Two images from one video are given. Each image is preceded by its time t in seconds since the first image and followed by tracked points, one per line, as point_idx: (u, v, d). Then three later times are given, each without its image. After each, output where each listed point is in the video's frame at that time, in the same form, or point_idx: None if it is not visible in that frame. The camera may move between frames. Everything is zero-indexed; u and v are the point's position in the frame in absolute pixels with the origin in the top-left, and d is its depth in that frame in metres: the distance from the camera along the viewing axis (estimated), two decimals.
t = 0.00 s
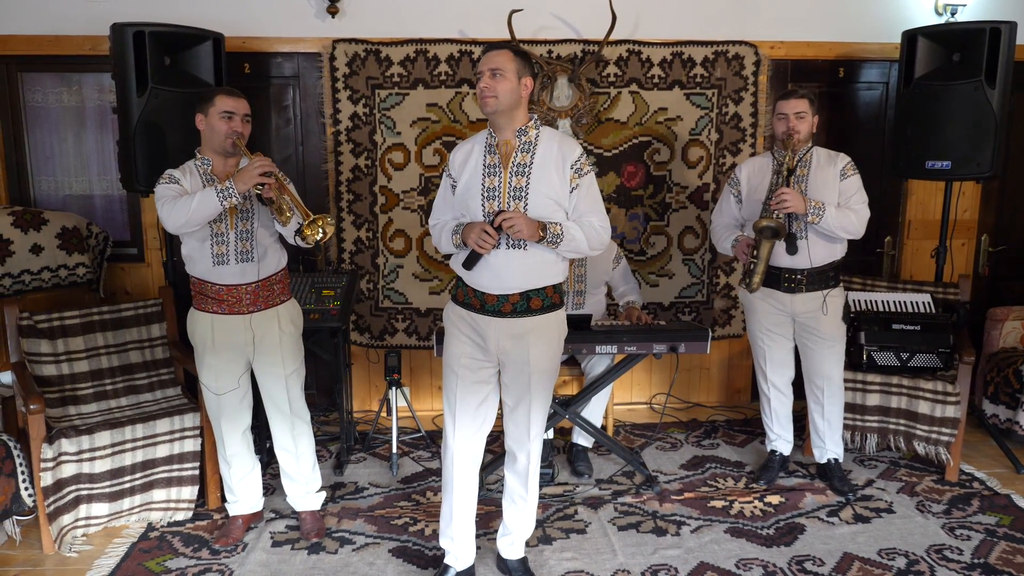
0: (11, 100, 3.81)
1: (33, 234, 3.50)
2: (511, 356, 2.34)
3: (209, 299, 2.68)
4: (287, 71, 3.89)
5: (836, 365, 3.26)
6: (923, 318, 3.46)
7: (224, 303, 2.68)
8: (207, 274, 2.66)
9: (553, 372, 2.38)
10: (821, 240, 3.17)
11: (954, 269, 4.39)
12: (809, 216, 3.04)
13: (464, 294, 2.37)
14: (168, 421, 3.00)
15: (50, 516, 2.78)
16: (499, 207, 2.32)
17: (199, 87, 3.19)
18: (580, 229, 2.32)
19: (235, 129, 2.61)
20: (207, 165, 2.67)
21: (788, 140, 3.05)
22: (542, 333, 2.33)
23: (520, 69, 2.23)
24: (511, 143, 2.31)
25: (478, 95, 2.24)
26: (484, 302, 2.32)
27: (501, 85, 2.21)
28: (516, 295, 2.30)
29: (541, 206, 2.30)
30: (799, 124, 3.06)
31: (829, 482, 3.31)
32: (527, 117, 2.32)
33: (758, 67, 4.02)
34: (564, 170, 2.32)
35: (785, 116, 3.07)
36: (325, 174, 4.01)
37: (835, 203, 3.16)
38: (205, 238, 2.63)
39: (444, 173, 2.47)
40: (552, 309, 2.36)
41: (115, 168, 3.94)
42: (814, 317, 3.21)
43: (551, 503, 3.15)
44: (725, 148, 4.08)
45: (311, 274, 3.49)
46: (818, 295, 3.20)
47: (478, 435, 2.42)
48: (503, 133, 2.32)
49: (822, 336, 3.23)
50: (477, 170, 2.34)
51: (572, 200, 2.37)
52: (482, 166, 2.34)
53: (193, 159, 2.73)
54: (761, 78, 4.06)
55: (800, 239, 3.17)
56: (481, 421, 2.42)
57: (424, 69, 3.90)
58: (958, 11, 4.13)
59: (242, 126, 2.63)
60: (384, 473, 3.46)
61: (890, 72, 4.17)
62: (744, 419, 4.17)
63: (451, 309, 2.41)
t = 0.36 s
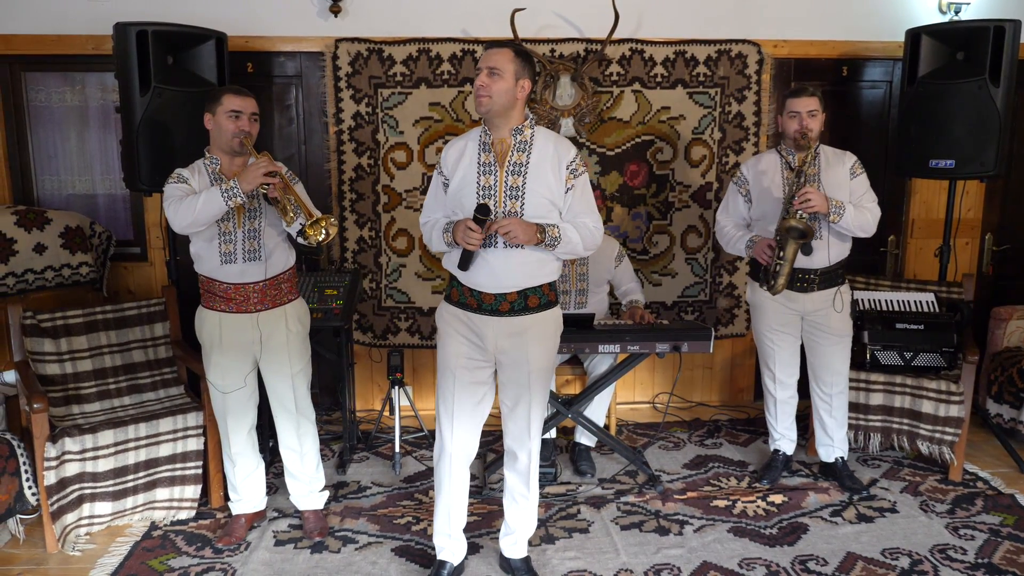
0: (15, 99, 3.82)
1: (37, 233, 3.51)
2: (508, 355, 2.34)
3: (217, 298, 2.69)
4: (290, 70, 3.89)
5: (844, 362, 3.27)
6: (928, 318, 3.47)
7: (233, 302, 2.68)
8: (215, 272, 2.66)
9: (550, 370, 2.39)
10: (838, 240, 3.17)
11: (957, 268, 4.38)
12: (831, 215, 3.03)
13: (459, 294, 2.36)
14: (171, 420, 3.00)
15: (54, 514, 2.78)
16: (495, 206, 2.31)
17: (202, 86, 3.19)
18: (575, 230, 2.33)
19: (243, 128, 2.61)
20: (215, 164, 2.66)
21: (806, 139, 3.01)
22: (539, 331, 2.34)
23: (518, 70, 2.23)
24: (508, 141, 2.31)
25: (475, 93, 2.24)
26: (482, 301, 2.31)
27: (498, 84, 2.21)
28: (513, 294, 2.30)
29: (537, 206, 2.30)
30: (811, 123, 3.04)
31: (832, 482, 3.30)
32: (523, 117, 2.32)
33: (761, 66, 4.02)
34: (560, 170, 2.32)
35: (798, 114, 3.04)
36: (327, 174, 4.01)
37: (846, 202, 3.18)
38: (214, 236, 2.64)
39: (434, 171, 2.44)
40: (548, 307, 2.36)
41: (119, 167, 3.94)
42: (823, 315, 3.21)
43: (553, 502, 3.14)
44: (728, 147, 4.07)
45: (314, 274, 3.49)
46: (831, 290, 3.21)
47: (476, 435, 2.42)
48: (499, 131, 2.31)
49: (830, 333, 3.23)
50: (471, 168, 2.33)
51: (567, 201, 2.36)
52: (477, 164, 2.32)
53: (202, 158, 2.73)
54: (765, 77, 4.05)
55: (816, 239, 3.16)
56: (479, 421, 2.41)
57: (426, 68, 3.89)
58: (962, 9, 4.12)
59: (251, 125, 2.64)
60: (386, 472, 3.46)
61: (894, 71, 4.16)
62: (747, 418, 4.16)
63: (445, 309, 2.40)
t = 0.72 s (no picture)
0: (19, 100, 3.83)
1: (40, 233, 3.52)
2: (496, 355, 2.35)
3: (225, 297, 2.71)
4: (293, 70, 3.89)
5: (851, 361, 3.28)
6: (931, 319, 3.46)
7: (240, 301, 2.70)
8: (223, 271, 2.68)
9: (538, 368, 2.40)
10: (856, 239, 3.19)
11: (960, 269, 4.38)
12: (855, 215, 3.03)
13: (443, 295, 2.34)
14: (174, 420, 3.00)
15: (57, 514, 2.79)
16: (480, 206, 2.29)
17: (205, 86, 3.19)
18: (557, 229, 2.35)
19: (251, 127, 2.62)
20: (225, 164, 2.62)
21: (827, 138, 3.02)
22: (524, 329, 2.35)
23: (507, 71, 2.25)
24: (490, 140, 2.31)
25: (465, 92, 2.23)
26: (468, 301, 2.30)
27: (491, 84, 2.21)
28: (500, 293, 2.31)
29: (521, 205, 2.31)
30: (830, 122, 3.05)
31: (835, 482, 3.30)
32: (503, 117, 2.33)
33: (764, 66, 4.02)
34: (541, 170, 2.35)
35: (817, 113, 3.05)
36: (330, 174, 4.01)
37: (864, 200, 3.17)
38: (223, 236, 2.66)
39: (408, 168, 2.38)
40: (532, 304, 2.39)
41: (122, 168, 3.95)
42: (836, 315, 3.21)
43: (555, 503, 3.14)
44: (730, 148, 4.07)
45: (316, 274, 3.49)
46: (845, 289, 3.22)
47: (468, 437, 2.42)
48: (480, 130, 2.30)
49: (840, 333, 3.23)
50: (453, 166, 2.29)
51: (546, 200, 2.38)
52: (458, 162, 2.29)
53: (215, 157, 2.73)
54: (767, 77, 4.05)
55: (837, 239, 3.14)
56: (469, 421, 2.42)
57: (429, 69, 3.90)
58: (966, 9, 4.11)
59: (259, 125, 2.65)
60: (389, 472, 3.46)
61: (897, 71, 4.15)
62: (750, 418, 4.16)
63: (427, 312, 2.37)
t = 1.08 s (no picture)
0: (22, 100, 3.84)
1: (43, 233, 3.52)
2: (488, 354, 2.36)
3: (233, 296, 2.73)
4: (295, 70, 3.89)
5: (862, 361, 3.27)
6: (933, 319, 3.43)
7: (248, 300, 2.71)
8: (231, 270, 2.70)
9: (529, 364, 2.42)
10: (875, 237, 3.17)
11: (964, 269, 4.37)
12: (877, 214, 3.06)
13: (431, 300, 2.32)
14: (177, 419, 3.01)
15: (60, 513, 2.79)
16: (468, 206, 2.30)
17: (207, 86, 3.20)
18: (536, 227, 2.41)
19: (259, 127, 2.63)
20: (237, 164, 2.67)
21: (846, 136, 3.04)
22: (513, 325, 2.38)
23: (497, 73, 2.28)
24: (470, 141, 2.32)
25: (468, 95, 2.21)
26: (458, 304, 2.30)
27: (482, 85, 2.21)
28: (489, 292, 2.33)
29: (503, 204, 2.35)
30: (847, 121, 3.07)
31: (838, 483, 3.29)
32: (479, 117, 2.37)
33: (767, 66, 4.01)
34: (516, 169, 2.40)
35: (835, 112, 3.05)
36: (333, 174, 4.01)
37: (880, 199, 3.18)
38: (233, 235, 2.68)
39: (382, 169, 2.32)
40: (516, 300, 2.43)
41: (125, 168, 3.95)
42: (854, 315, 3.20)
43: (558, 503, 3.14)
44: (733, 147, 4.07)
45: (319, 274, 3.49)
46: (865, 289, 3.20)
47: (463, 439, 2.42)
48: (462, 131, 2.31)
49: (854, 332, 3.22)
50: (436, 168, 2.28)
51: (521, 198, 2.43)
52: (441, 163, 2.28)
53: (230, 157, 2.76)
54: (770, 77, 4.04)
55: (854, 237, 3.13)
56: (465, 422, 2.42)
57: (431, 69, 3.90)
58: (970, 8, 4.10)
59: (266, 124, 2.65)
60: (391, 472, 3.46)
61: (900, 70, 4.14)
62: (753, 419, 4.16)
63: (414, 317, 2.35)
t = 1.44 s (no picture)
0: (27, 100, 3.84)
1: (47, 233, 3.53)
2: (490, 354, 2.37)
3: (243, 295, 2.74)
4: (299, 70, 3.89)
5: (876, 363, 3.27)
6: (938, 319, 3.44)
7: (257, 300, 2.72)
8: (241, 270, 2.72)
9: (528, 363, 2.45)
10: (893, 238, 3.16)
11: (967, 269, 4.36)
12: (889, 214, 3.04)
13: (433, 301, 2.31)
14: (181, 419, 3.02)
15: (64, 512, 2.79)
16: (469, 206, 2.31)
17: (211, 86, 3.20)
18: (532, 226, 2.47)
19: (268, 127, 2.65)
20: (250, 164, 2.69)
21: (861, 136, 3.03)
22: (513, 324, 2.40)
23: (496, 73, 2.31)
24: (466, 141, 2.34)
25: (477, 96, 2.23)
26: (462, 304, 2.30)
27: (487, 85, 2.24)
28: (491, 291, 2.34)
29: (499, 203, 2.38)
30: (863, 121, 3.09)
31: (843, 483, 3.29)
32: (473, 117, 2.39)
33: (770, 66, 4.01)
34: (509, 168, 2.45)
35: (851, 113, 3.08)
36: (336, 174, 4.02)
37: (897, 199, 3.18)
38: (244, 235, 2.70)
39: (378, 170, 2.29)
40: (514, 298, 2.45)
41: (128, 168, 3.96)
42: (871, 318, 3.19)
43: (561, 503, 3.14)
44: (736, 147, 4.06)
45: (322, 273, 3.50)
46: (883, 291, 3.20)
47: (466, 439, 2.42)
48: (459, 131, 2.32)
49: (869, 334, 3.22)
50: (435, 168, 2.28)
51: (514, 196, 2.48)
52: (441, 164, 2.28)
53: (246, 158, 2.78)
54: (774, 77, 4.04)
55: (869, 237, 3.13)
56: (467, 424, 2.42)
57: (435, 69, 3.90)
58: (974, 8, 4.09)
59: (276, 123, 2.66)
60: (394, 472, 3.46)
61: (904, 70, 4.13)
62: (756, 419, 4.15)
63: (416, 320, 2.34)
